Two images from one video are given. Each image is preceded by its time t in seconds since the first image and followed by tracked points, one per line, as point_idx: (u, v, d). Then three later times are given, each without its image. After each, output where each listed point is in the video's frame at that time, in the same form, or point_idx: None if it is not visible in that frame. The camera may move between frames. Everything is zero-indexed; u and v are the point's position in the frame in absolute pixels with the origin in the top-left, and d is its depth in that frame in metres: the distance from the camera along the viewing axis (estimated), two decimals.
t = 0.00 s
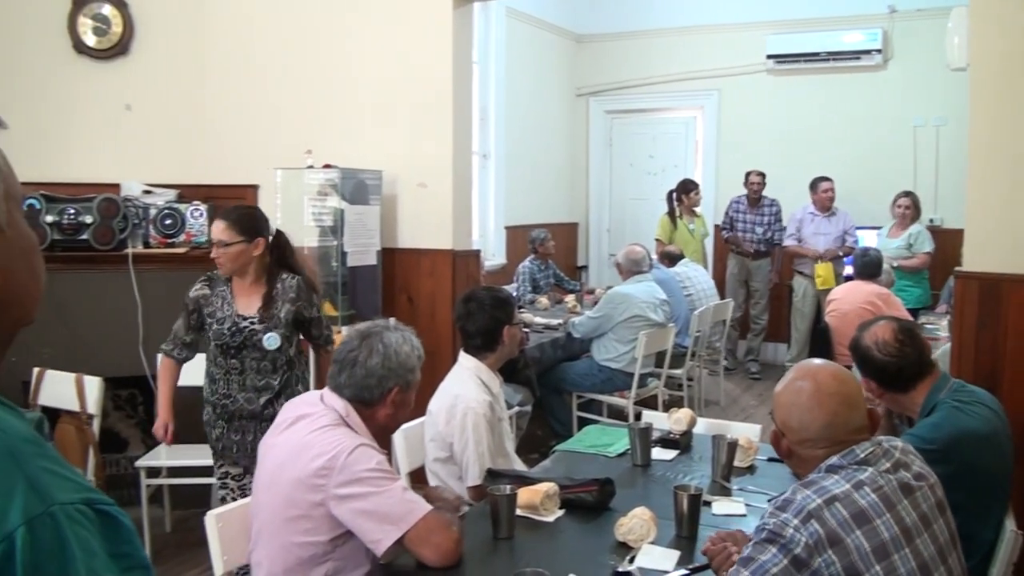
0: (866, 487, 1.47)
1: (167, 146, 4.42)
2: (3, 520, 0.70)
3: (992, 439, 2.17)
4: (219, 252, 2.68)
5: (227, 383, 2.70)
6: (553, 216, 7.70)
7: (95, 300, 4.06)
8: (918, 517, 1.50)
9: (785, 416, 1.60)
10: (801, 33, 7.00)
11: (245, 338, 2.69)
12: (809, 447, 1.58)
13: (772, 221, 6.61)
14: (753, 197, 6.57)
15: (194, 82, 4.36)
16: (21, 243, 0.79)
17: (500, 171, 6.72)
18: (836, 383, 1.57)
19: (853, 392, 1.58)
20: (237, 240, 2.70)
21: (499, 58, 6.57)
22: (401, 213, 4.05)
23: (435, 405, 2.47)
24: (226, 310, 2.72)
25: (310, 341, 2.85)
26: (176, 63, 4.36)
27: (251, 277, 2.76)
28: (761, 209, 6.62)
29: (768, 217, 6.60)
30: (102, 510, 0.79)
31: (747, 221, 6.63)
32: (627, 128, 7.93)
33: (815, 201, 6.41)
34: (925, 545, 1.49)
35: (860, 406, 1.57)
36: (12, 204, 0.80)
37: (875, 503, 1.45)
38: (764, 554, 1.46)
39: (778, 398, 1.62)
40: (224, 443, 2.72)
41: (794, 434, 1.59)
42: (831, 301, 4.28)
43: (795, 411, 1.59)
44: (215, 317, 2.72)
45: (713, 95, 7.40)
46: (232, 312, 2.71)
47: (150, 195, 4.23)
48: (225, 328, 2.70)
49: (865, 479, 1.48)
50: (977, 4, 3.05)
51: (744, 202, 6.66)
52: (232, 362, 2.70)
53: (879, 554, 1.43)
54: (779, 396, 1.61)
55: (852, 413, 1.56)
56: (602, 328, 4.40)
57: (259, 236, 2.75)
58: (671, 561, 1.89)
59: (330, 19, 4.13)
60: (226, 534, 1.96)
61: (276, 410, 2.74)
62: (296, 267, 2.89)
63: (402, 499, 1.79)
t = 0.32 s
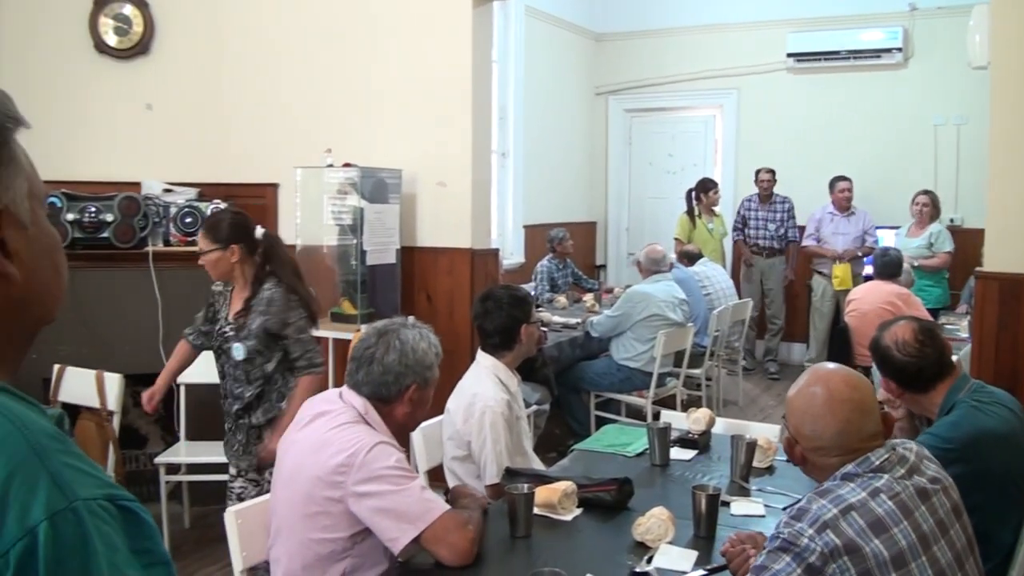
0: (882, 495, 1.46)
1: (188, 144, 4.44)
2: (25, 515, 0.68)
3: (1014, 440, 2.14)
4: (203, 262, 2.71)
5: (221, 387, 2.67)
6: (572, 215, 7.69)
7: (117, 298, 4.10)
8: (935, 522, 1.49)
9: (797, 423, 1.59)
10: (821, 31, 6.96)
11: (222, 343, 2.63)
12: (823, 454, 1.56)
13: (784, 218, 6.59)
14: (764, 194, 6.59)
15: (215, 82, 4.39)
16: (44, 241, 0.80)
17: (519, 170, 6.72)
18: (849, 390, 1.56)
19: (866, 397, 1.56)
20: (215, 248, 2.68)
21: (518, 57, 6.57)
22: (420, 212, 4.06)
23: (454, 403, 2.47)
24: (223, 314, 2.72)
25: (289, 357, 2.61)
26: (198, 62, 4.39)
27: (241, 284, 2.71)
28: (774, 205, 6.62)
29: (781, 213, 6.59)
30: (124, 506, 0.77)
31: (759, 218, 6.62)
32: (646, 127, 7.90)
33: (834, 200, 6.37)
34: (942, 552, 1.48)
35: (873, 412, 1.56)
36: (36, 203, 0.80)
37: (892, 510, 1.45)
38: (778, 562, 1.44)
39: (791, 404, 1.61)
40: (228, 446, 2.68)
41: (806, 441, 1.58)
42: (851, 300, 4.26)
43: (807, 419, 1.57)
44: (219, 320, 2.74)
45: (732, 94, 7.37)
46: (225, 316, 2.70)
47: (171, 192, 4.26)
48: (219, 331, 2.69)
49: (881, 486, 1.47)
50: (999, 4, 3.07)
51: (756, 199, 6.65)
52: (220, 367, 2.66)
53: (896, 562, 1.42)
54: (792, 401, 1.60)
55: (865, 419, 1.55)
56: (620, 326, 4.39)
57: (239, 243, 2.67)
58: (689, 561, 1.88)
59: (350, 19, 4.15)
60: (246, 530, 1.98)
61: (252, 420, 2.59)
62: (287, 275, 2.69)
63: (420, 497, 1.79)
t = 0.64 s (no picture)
0: (894, 495, 1.46)
1: (200, 143, 4.46)
2: (37, 513, 0.69)
3: None
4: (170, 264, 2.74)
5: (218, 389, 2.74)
6: (582, 215, 7.69)
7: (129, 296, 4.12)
8: (948, 522, 1.48)
9: (809, 424, 1.58)
10: (833, 30, 6.93)
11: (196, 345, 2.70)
12: (835, 455, 1.56)
13: (787, 216, 6.61)
14: (765, 193, 6.62)
15: (226, 81, 4.40)
16: (57, 240, 0.81)
17: (530, 169, 6.72)
18: (861, 391, 1.55)
19: (877, 397, 1.56)
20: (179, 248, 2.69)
21: (529, 56, 6.57)
22: (431, 211, 4.07)
23: (464, 403, 2.47)
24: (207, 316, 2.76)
25: (209, 366, 2.52)
26: (210, 61, 4.41)
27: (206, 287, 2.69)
28: (775, 204, 6.63)
29: (782, 212, 6.60)
30: (136, 505, 0.77)
31: (761, 217, 6.65)
32: (657, 126, 7.89)
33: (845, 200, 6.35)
34: (954, 552, 1.48)
35: (885, 412, 1.55)
36: (49, 201, 0.81)
37: (905, 510, 1.44)
38: (789, 561, 1.45)
39: (802, 403, 1.60)
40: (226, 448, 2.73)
41: (818, 442, 1.57)
42: (862, 301, 4.25)
43: (818, 419, 1.57)
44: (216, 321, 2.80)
45: (743, 94, 7.35)
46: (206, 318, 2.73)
47: (183, 191, 4.27)
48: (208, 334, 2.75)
49: (894, 486, 1.47)
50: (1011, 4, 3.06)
51: (757, 200, 6.69)
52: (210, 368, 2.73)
53: (908, 563, 1.41)
54: (803, 401, 1.60)
55: (877, 420, 1.54)
56: (630, 326, 4.39)
57: (198, 245, 2.65)
58: (699, 561, 1.87)
59: (362, 18, 4.16)
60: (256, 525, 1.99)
61: (204, 425, 2.56)
62: (232, 280, 2.57)
63: (430, 497, 1.80)
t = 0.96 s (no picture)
0: (908, 495, 1.45)
1: (208, 143, 4.47)
2: (48, 510, 0.69)
3: None
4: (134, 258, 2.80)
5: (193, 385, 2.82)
6: (590, 214, 7.68)
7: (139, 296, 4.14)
8: (962, 522, 1.48)
9: (827, 420, 1.58)
10: (842, 29, 6.91)
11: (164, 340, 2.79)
12: (852, 452, 1.55)
13: (790, 216, 6.61)
14: (768, 194, 6.62)
15: (236, 82, 4.42)
16: (70, 240, 0.81)
17: (538, 169, 6.72)
18: (881, 388, 1.55)
19: (897, 395, 1.55)
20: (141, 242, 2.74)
21: (538, 56, 6.58)
22: (439, 211, 4.08)
23: (472, 403, 2.48)
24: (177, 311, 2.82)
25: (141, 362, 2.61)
26: (219, 60, 4.42)
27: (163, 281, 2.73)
28: (778, 204, 6.64)
29: (785, 212, 6.60)
30: (147, 503, 0.78)
31: (764, 218, 6.66)
32: (665, 126, 7.89)
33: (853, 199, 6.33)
34: (968, 552, 1.47)
35: (905, 410, 1.55)
36: (62, 202, 0.81)
37: (919, 510, 1.44)
38: (801, 562, 1.45)
39: (821, 400, 1.60)
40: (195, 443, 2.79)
41: (836, 438, 1.57)
42: (870, 300, 4.24)
43: (837, 416, 1.56)
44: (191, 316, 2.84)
45: (751, 93, 7.33)
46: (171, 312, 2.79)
47: (192, 191, 4.29)
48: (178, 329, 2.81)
49: (908, 486, 1.46)
50: (1021, 2, 3.04)
51: (760, 200, 6.70)
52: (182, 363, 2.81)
53: (922, 563, 1.41)
54: (823, 397, 1.59)
55: (896, 418, 1.53)
56: (639, 326, 4.39)
57: (155, 241, 2.68)
58: (708, 561, 1.87)
59: (370, 18, 4.17)
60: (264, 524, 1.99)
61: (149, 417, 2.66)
62: (182, 278, 2.60)
63: (438, 497, 1.80)
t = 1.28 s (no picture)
0: (917, 494, 1.45)
1: (214, 144, 4.47)
2: (58, 507, 0.70)
3: None
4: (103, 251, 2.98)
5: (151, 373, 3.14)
6: (596, 214, 7.68)
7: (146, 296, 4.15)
8: (970, 522, 1.48)
9: (837, 417, 1.57)
10: (848, 28, 6.90)
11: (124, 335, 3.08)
12: (862, 450, 1.55)
13: (797, 216, 6.61)
14: (775, 193, 6.60)
15: (242, 83, 4.42)
16: (79, 240, 0.81)
17: (543, 169, 6.71)
18: (891, 386, 1.55)
19: (908, 394, 1.55)
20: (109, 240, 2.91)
21: (543, 56, 6.58)
22: (445, 211, 4.09)
23: (480, 402, 2.48)
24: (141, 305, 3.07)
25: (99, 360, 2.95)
26: (225, 61, 4.42)
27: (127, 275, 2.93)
28: (785, 204, 6.63)
29: (792, 212, 6.60)
30: (155, 502, 0.78)
31: (771, 218, 6.64)
32: (671, 126, 7.88)
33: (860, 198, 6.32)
34: (977, 552, 1.47)
35: (916, 409, 1.54)
36: (72, 202, 0.81)
37: (927, 509, 1.43)
38: (808, 561, 1.45)
39: (833, 399, 1.60)
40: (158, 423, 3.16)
41: (845, 435, 1.56)
42: (877, 300, 4.23)
43: (848, 415, 1.56)
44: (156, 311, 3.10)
45: (758, 92, 7.32)
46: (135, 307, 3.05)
47: (199, 191, 4.30)
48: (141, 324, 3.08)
49: (917, 485, 1.46)
50: None
51: (768, 199, 6.67)
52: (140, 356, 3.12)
53: (930, 562, 1.41)
54: (834, 395, 1.59)
55: (907, 416, 1.53)
56: (645, 326, 4.39)
57: (125, 238, 2.88)
58: (715, 561, 1.87)
59: (376, 18, 4.18)
60: (272, 523, 2.00)
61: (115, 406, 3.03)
62: (142, 277, 2.87)
63: (445, 497, 1.80)
